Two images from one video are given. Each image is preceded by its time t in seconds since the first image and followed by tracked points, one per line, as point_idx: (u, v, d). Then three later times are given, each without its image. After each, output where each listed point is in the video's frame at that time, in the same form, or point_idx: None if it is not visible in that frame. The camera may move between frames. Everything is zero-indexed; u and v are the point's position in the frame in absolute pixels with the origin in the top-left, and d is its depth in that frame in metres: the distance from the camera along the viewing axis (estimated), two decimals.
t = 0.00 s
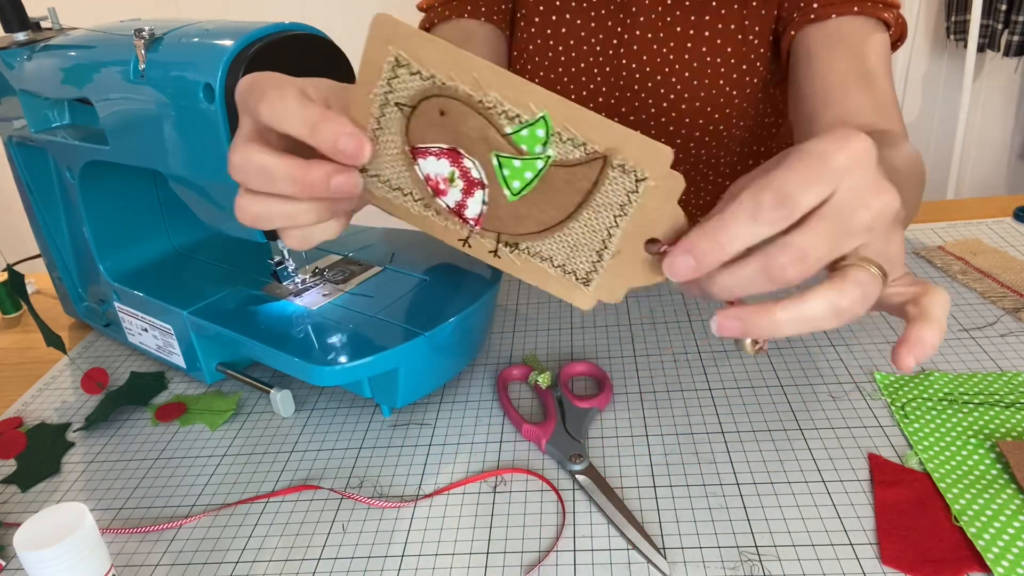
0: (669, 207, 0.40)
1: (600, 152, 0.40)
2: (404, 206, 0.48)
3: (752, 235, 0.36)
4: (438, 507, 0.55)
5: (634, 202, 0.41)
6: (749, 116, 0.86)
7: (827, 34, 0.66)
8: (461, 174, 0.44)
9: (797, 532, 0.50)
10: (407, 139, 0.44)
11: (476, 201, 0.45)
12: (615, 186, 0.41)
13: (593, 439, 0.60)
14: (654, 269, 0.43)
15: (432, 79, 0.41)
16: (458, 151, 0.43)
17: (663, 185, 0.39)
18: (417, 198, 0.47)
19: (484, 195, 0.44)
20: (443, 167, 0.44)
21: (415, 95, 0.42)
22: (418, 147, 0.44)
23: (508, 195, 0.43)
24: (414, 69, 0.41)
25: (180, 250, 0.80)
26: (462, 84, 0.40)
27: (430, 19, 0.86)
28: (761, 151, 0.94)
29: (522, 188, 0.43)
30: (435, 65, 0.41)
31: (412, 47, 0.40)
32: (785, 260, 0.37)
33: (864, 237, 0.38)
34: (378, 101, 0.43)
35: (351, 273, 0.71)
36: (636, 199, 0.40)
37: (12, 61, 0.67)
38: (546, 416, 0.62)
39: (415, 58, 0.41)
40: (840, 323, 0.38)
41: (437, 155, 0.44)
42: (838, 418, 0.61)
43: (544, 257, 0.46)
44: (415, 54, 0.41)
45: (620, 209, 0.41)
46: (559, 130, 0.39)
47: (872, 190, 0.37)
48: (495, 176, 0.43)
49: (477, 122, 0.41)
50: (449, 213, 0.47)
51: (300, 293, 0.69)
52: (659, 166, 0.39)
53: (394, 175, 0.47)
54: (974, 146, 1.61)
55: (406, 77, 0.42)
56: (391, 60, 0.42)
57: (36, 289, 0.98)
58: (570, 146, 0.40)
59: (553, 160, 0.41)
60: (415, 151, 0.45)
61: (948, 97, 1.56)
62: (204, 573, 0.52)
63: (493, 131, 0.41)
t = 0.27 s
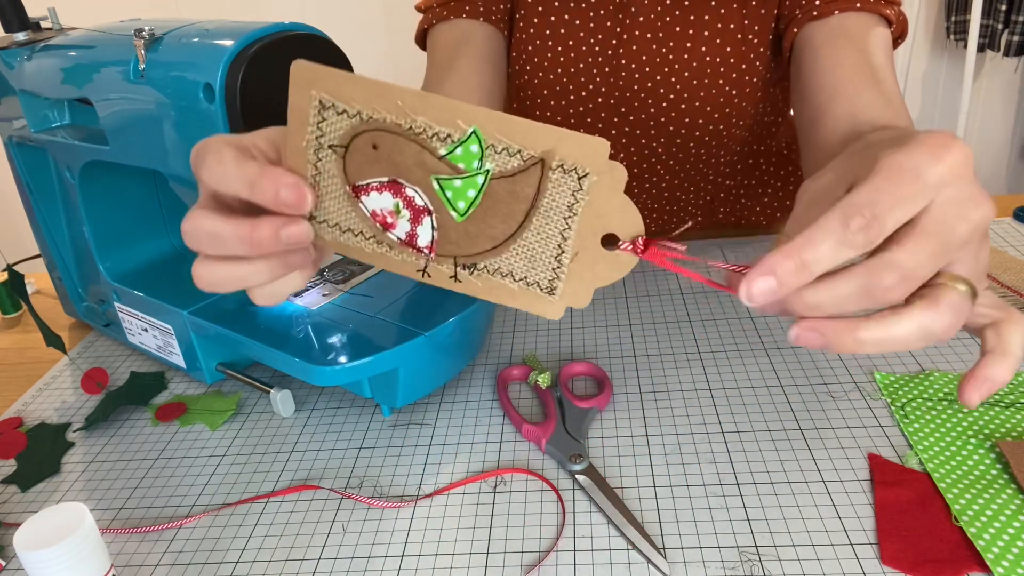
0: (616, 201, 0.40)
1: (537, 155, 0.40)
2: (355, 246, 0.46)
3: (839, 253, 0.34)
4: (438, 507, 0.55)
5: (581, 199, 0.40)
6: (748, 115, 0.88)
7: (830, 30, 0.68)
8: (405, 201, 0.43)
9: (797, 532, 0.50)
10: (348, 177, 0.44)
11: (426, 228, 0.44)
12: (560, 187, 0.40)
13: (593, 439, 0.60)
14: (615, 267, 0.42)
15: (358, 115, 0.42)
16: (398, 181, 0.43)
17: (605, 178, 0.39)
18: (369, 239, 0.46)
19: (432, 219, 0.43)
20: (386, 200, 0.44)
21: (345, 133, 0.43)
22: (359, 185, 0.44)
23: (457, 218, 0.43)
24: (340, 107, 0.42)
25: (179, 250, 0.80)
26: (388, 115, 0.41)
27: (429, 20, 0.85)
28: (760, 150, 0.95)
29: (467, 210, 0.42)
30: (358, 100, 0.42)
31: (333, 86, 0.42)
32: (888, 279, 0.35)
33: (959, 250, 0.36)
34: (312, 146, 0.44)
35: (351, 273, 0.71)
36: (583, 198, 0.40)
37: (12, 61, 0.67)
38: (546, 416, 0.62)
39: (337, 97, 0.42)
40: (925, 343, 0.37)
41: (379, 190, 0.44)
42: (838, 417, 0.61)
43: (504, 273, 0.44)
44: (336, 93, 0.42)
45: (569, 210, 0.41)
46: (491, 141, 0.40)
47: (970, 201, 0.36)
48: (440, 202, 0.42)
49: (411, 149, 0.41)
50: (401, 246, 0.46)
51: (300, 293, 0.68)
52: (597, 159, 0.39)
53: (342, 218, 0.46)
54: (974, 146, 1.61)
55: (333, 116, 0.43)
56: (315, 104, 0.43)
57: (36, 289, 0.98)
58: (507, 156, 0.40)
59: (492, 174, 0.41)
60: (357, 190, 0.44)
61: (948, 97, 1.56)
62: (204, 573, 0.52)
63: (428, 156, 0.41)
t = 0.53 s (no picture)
0: (605, 146, 0.38)
1: (511, 126, 0.39)
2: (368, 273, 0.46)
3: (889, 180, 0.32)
4: (438, 507, 0.55)
5: (569, 156, 0.39)
6: (746, 114, 0.92)
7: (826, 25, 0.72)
8: (401, 213, 0.43)
9: (797, 532, 0.50)
10: (342, 203, 0.44)
11: (427, 233, 0.43)
12: (542, 153, 0.39)
13: (593, 439, 0.60)
14: (626, 221, 0.40)
15: (336, 139, 0.42)
16: (389, 193, 0.42)
17: (586, 126, 0.38)
18: (377, 260, 0.45)
19: (434, 224, 0.43)
20: (382, 216, 0.43)
21: (327, 161, 0.43)
22: (354, 209, 0.44)
23: (454, 214, 0.42)
24: (316, 136, 0.42)
25: (179, 250, 0.80)
26: (363, 128, 0.41)
27: (430, 24, 0.85)
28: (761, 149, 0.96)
29: (461, 201, 0.41)
30: (332, 125, 0.42)
31: (307, 118, 0.42)
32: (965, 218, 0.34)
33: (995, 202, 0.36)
34: (302, 183, 0.44)
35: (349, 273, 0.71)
36: (569, 155, 0.39)
37: (12, 61, 0.67)
38: (546, 416, 0.62)
39: (312, 128, 0.43)
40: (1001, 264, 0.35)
41: (373, 207, 0.43)
42: (838, 418, 0.61)
43: (516, 258, 0.43)
44: (310, 123, 0.42)
45: (560, 170, 0.40)
46: (464, 126, 0.39)
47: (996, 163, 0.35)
48: (433, 203, 0.42)
49: (393, 159, 0.41)
50: (409, 260, 0.45)
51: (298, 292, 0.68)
52: (572, 110, 0.38)
53: (348, 247, 0.45)
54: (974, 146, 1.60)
55: (312, 148, 0.43)
56: (295, 141, 0.43)
57: (36, 289, 0.98)
58: (483, 136, 0.40)
59: (474, 159, 0.40)
60: (354, 214, 0.44)
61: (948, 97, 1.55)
62: (204, 573, 0.52)
63: (410, 159, 0.41)
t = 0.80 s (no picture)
0: (584, 104, 0.36)
1: (489, 96, 0.37)
2: (371, 265, 0.45)
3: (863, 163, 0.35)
4: (438, 507, 0.55)
5: (549, 119, 0.37)
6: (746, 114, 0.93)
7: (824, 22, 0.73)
8: (391, 199, 0.42)
9: (797, 531, 0.50)
10: (335, 199, 0.43)
11: (421, 217, 0.42)
12: (523, 118, 0.37)
13: (593, 439, 0.60)
14: (617, 178, 0.38)
15: (322, 135, 0.42)
16: (379, 181, 0.41)
17: (562, 87, 0.36)
18: (377, 251, 0.44)
19: (427, 210, 0.41)
20: (375, 206, 0.42)
21: (316, 158, 0.42)
22: (347, 202, 0.43)
23: (445, 194, 0.40)
24: (302, 134, 0.42)
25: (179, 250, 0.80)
26: (345, 119, 0.41)
27: (430, 24, 0.85)
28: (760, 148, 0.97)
29: (450, 179, 0.40)
30: (316, 121, 0.41)
31: (292, 118, 0.42)
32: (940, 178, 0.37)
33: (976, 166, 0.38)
34: (294, 184, 0.44)
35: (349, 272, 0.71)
36: (549, 117, 0.37)
37: (12, 61, 0.67)
38: (546, 416, 0.63)
39: (297, 127, 0.42)
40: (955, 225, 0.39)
41: (365, 198, 0.42)
42: (838, 417, 0.61)
43: (512, 232, 0.41)
44: (296, 122, 0.42)
45: (543, 135, 0.38)
46: (443, 103, 0.38)
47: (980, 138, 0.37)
48: (424, 185, 0.40)
49: (378, 147, 0.40)
50: (407, 247, 0.43)
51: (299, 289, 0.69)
52: (546, 71, 0.36)
53: (346, 243, 0.45)
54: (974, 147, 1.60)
55: (300, 146, 0.42)
56: (282, 143, 0.43)
57: (36, 289, 0.98)
58: (463, 111, 0.38)
59: (456, 134, 0.38)
60: (347, 207, 0.43)
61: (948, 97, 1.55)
62: (205, 573, 0.52)
63: (394, 143, 0.40)
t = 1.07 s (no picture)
0: (561, 169, 0.36)
1: (467, 160, 0.37)
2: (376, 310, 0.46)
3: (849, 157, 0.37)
4: (438, 507, 0.55)
5: (528, 182, 0.37)
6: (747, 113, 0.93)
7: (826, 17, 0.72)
8: (387, 253, 0.43)
9: (797, 531, 0.50)
10: (335, 250, 0.44)
11: (416, 271, 0.43)
12: (501, 181, 0.37)
13: (593, 439, 0.60)
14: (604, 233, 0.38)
15: (316, 192, 0.43)
16: (372, 236, 0.42)
17: (536, 152, 0.36)
18: (379, 299, 0.45)
19: (422, 263, 0.42)
20: (372, 259, 0.43)
21: (313, 213, 0.43)
22: (346, 254, 0.44)
23: (435, 249, 0.41)
24: (298, 191, 0.43)
25: (179, 250, 0.80)
26: (334, 178, 0.41)
27: (431, 26, 0.85)
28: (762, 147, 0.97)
29: (439, 238, 0.40)
30: (309, 179, 0.42)
31: (286, 176, 0.43)
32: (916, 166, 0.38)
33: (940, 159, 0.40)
34: (297, 237, 0.45)
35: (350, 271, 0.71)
36: (528, 182, 0.37)
37: (12, 61, 0.67)
38: (546, 416, 0.63)
39: (293, 184, 0.43)
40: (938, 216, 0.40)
41: (362, 251, 0.43)
42: (838, 418, 0.61)
43: (503, 285, 0.41)
44: (291, 180, 0.43)
45: (524, 198, 0.38)
46: (424, 164, 0.38)
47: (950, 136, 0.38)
48: (416, 242, 0.41)
49: (369, 203, 0.41)
50: (407, 297, 0.44)
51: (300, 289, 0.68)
52: (521, 136, 0.36)
53: (351, 289, 0.46)
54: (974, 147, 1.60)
55: (298, 202, 0.43)
56: (280, 199, 0.44)
57: (36, 289, 0.98)
58: (444, 172, 0.38)
59: (440, 196, 0.39)
60: (347, 258, 0.44)
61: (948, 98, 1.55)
62: (204, 573, 0.52)
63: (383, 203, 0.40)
